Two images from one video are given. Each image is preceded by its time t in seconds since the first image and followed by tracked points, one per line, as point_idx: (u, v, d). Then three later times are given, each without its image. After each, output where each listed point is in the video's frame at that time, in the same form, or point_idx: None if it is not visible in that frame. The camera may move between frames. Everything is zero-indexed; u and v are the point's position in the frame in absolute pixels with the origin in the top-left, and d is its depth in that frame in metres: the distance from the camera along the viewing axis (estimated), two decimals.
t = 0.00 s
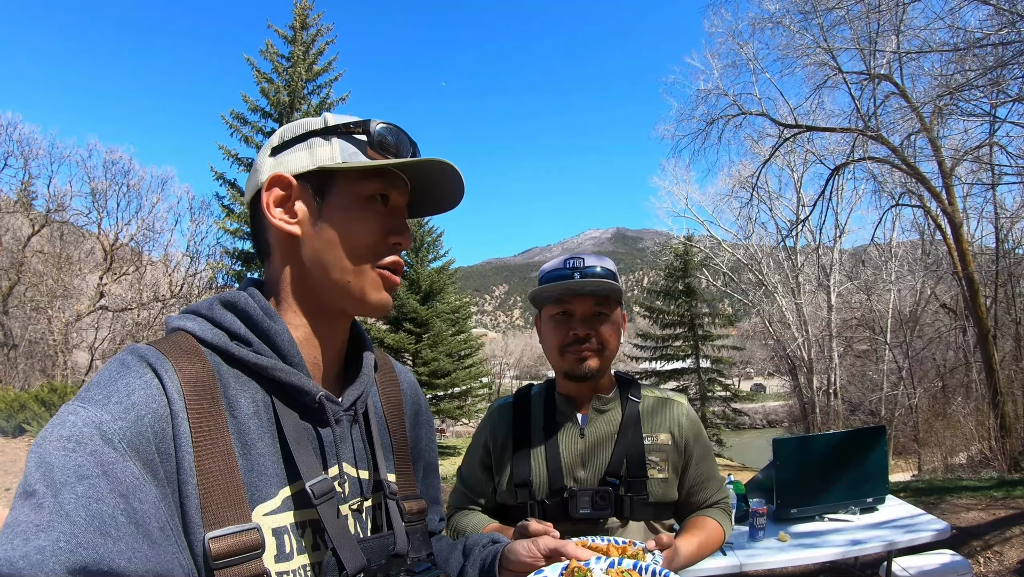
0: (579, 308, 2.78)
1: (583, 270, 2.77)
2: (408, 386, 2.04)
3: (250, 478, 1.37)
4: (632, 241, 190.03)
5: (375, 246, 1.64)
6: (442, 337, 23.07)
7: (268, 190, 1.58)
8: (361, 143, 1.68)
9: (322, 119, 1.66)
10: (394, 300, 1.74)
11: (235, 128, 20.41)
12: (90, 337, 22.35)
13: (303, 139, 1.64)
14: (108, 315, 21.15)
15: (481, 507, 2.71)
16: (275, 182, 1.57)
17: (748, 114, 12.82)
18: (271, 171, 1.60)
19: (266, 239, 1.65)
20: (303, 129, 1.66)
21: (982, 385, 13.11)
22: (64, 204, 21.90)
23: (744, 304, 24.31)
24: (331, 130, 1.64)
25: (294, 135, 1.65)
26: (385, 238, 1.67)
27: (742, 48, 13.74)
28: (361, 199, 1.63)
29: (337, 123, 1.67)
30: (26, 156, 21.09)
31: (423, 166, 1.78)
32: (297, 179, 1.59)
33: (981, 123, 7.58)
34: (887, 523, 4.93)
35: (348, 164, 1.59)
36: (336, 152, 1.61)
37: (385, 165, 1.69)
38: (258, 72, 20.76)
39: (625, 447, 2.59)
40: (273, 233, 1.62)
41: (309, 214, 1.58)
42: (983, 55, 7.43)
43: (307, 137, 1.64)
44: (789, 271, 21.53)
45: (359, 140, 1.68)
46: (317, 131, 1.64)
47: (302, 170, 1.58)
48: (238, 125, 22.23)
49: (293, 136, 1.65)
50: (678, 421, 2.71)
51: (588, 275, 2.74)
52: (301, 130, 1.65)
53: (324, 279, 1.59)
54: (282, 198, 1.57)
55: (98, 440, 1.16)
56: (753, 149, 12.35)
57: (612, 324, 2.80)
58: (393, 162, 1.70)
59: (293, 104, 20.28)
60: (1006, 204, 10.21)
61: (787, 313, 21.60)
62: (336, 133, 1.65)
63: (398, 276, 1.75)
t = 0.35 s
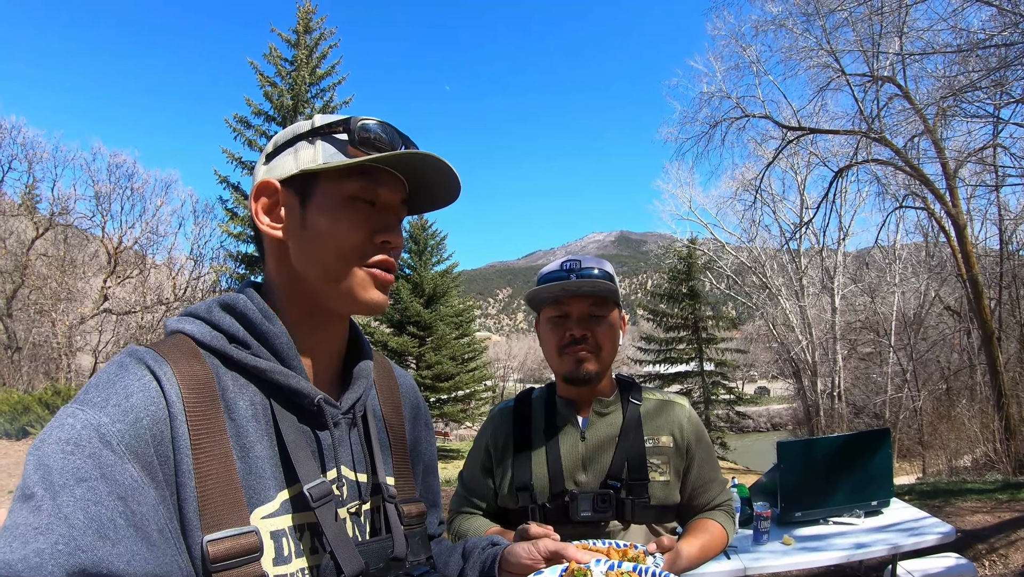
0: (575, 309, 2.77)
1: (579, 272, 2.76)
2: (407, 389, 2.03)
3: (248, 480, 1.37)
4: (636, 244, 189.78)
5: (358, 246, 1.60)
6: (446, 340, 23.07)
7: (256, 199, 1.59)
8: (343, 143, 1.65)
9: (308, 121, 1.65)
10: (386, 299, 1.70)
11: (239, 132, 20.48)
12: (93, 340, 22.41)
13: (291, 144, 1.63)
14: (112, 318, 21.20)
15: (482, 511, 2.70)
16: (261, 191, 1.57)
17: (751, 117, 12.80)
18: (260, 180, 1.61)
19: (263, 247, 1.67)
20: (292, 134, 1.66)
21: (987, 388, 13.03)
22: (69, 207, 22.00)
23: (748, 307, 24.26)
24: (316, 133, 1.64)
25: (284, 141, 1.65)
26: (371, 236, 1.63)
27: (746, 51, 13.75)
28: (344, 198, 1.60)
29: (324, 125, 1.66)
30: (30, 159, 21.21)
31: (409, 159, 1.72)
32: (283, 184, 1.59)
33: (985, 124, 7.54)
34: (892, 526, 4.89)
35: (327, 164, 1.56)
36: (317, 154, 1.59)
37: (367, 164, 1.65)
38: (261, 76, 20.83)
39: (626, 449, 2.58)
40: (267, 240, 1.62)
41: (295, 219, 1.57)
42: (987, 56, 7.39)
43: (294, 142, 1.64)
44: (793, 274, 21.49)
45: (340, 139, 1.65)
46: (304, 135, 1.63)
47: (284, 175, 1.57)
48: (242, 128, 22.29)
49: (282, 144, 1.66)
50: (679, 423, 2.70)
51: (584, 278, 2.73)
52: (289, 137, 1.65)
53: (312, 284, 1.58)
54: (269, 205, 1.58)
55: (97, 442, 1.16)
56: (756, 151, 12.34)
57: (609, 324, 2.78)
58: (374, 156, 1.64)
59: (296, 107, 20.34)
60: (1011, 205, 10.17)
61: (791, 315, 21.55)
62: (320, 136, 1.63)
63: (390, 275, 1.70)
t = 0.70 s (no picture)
0: (579, 314, 2.76)
1: (582, 277, 2.75)
2: (416, 397, 2.03)
3: (257, 487, 1.36)
4: (643, 247, 189.47)
5: (325, 255, 1.54)
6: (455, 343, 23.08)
7: (256, 218, 1.68)
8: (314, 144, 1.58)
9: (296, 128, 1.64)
10: (369, 309, 1.61)
11: (248, 134, 20.59)
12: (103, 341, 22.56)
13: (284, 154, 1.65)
14: (121, 319, 21.33)
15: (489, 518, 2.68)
16: (261, 209, 1.66)
17: (761, 120, 12.79)
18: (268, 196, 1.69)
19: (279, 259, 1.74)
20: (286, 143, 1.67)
21: (996, 392, 12.93)
22: (79, 209, 22.18)
23: (757, 310, 24.15)
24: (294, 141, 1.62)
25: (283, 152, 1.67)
26: (342, 242, 1.55)
27: (757, 55, 13.74)
28: (319, 207, 1.56)
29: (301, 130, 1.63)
30: (42, 161, 21.42)
31: (387, 158, 1.62)
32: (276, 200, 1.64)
33: (995, 128, 7.49)
34: (903, 533, 4.85)
35: (299, 170, 1.53)
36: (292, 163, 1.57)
37: (339, 168, 1.57)
38: (271, 78, 20.93)
39: (636, 456, 2.56)
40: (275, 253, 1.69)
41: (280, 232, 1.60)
42: (997, 59, 7.34)
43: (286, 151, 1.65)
44: (803, 278, 21.40)
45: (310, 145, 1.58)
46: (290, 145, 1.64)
47: (274, 190, 1.62)
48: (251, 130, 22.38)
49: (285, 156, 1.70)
50: (690, 429, 2.68)
51: (586, 284, 2.72)
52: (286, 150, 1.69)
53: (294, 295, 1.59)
54: (267, 222, 1.65)
55: (108, 447, 1.16)
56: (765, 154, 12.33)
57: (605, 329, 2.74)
58: (339, 157, 1.56)
59: (306, 110, 20.44)
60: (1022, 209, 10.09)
61: (800, 319, 21.44)
62: (296, 143, 1.60)
63: (372, 282, 1.61)
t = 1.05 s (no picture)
0: (581, 316, 2.79)
1: (578, 281, 2.75)
2: (421, 396, 2.04)
3: (267, 485, 1.38)
4: (647, 249, 189.30)
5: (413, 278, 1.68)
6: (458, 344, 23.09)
7: (325, 200, 1.56)
8: (422, 178, 1.74)
9: (385, 141, 1.67)
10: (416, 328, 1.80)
11: (252, 135, 20.66)
12: (106, 341, 22.63)
13: (366, 155, 1.64)
14: (125, 319, 21.41)
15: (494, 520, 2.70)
16: (335, 195, 1.57)
17: (765, 122, 12.78)
18: (331, 181, 1.59)
19: (307, 244, 1.62)
20: (366, 143, 1.64)
21: (1000, 396, 12.92)
22: (83, 209, 22.30)
23: (760, 313, 24.13)
24: (394, 156, 1.67)
25: (357, 148, 1.63)
26: (424, 270, 1.75)
27: (761, 58, 13.76)
28: (414, 230, 1.68)
29: (401, 151, 1.71)
30: (46, 162, 21.56)
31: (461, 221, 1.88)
32: (356, 194, 1.59)
33: (999, 131, 7.49)
34: (907, 535, 4.84)
35: (418, 196, 1.65)
36: (400, 180, 1.65)
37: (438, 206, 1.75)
38: (276, 80, 21.01)
39: (642, 457, 2.58)
40: (317, 244, 1.60)
41: (367, 230, 1.59)
42: (1001, 63, 7.35)
43: (370, 155, 1.64)
44: (806, 280, 21.40)
45: (420, 175, 1.74)
46: (381, 152, 1.65)
47: (365, 188, 1.59)
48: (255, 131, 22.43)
49: (353, 147, 1.64)
50: (694, 430, 2.69)
51: (583, 283, 2.73)
52: (362, 145, 1.64)
53: (371, 297, 1.61)
54: (339, 211, 1.57)
55: (119, 446, 1.17)
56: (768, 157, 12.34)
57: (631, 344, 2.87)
58: (445, 203, 1.77)
59: (310, 112, 20.50)
60: None
61: (803, 322, 21.43)
62: (401, 162, 1.69)
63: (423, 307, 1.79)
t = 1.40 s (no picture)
0: (578, 317, 2.77)
1: (578, 280, 2.76)
2: (418, 392, 2.04)
3: (263, 481, 1.38)
4: (647, 247, 189.44)
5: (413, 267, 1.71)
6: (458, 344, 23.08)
7: (325, 191, 1.57)
8: (415, 171, 1.75)
9: (377, 135, 1.69)
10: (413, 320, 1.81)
11: (251, 136, 20.66)
12: (106, 342, 22.62)
13: (362, 147, 1.64)
14: (125, 320, 21.41)
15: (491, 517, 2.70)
16: (337, 184, 1.57)
17: (763, 120, 12.78)
18: (330, 172, 1.59)
19: (304, 232, 1.60)
20: (360, 137, 1.65)
21: (999, 393, 12.94)
22: (82, 210, 22.31)
23: (760, 311, 24.14)
24: (389, 150, 1.70)
25: (352, 141, 1.64)
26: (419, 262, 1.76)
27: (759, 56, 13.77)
28: (409, 220, 1.70)
29: (394, 145, 1.72)
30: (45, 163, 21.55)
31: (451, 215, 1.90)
32: (356, 184, 1.60)
33: (998, 127, 7.49)
34: (907, 532, 4.83)
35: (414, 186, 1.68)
36: (397, 172, 1.67)
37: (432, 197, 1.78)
38: (274, 80, 21.01)
39: (639, 452, 2.57)
40: (316, 235, 1.60)
41: (367, 221, 1.60)
42: (999, 59, 7.34)
43: (365, 148, 1.65)
44: (806, 278, 21.41)
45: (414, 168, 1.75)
46: (375, 146, 1.67)
47: (366, 180, 1.61)
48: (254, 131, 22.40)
49: (348, 141, 1.64)
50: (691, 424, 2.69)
51: (583, 283, 2.74)
52: (357, 137, 1.64)
53: (370, 287, 1.62)
54: (341, 202, 1.57)
55: (113, 442, 1.17)
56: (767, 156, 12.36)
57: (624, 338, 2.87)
58: (438, 195, 1.79)
59: (308, 112, 20.49)
60: None
61: (802, 320, 21.46)
62: (395, 154, 1.71)
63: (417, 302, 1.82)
